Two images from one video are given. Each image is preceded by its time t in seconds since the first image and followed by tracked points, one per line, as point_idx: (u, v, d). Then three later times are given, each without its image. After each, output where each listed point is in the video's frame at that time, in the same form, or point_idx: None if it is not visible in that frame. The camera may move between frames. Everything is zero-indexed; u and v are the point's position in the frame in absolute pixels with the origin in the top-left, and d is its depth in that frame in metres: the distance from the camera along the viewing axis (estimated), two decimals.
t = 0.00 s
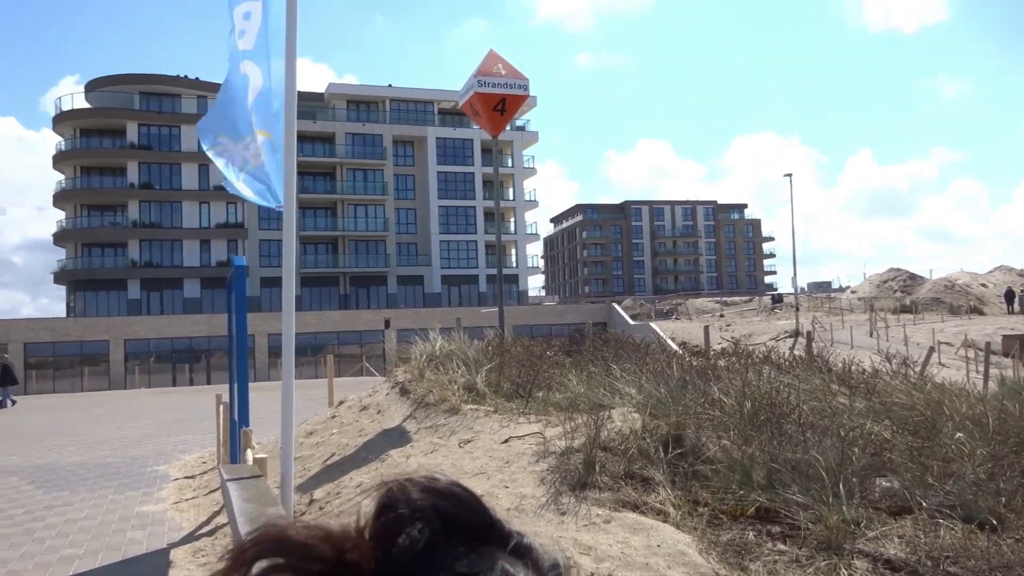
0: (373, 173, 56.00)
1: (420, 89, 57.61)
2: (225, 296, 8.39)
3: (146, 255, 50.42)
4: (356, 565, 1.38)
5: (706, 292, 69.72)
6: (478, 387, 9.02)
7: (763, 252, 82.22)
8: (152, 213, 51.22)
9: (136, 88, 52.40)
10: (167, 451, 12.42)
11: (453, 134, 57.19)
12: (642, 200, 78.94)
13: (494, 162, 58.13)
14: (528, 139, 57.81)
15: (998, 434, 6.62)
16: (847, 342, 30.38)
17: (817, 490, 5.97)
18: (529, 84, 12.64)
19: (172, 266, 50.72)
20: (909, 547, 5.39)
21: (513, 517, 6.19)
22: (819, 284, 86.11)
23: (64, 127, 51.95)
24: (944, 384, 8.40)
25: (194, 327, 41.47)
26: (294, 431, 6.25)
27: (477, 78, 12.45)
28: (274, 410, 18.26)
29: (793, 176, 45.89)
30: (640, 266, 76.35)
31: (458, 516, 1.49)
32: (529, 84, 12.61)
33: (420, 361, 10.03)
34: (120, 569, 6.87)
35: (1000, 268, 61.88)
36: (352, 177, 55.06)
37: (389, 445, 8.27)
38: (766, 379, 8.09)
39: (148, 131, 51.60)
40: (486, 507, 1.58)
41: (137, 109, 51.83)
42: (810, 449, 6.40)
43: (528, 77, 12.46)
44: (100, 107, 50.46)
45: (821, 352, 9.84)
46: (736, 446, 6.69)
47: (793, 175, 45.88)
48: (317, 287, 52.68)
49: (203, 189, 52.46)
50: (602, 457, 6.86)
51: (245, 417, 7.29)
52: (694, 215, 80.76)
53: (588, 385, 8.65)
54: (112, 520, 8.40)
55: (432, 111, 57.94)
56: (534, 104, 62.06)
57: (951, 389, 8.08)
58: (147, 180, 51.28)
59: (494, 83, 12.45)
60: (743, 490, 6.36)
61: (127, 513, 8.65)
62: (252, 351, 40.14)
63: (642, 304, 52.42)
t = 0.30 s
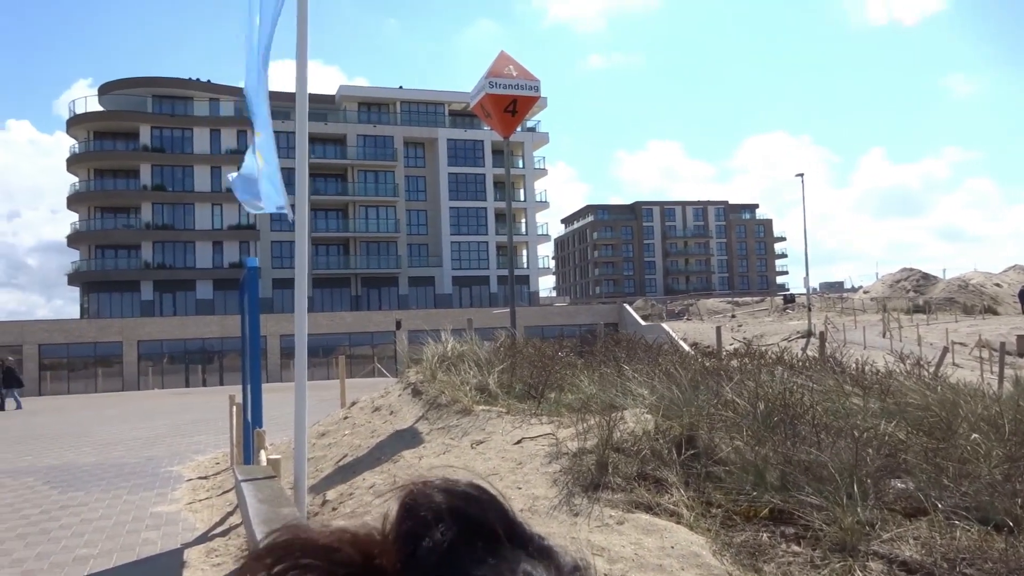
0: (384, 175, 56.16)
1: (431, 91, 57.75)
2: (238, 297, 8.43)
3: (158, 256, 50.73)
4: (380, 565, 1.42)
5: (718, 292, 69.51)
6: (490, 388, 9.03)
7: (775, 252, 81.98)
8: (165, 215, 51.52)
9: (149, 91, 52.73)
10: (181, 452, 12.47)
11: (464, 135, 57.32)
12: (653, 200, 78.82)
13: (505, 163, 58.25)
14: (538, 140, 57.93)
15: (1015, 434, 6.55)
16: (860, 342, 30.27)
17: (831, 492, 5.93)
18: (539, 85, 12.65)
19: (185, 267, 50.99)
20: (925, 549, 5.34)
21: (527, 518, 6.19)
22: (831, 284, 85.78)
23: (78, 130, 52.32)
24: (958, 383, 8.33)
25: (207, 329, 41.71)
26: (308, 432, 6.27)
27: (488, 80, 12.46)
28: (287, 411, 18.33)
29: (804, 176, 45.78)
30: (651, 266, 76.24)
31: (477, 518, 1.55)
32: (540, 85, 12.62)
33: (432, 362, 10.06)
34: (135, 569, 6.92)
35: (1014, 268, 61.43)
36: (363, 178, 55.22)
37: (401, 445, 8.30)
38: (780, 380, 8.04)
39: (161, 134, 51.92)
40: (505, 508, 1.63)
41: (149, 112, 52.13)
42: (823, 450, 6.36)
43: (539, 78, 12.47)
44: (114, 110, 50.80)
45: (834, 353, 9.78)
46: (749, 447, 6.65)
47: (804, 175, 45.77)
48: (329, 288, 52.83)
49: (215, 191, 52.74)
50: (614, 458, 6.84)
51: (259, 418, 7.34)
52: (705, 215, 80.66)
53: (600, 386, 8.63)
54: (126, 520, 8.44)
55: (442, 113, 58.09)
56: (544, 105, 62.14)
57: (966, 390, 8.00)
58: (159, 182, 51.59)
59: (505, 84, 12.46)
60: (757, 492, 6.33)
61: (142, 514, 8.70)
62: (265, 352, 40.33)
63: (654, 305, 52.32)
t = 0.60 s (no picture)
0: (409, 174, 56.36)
1: (456, 89, 57.88)
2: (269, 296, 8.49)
3: (188, 256, 51.37)
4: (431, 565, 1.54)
5: (746, 289, 68.85)
6: (518, 386, 9.02)
7: (804, 248, 81.12)
8: (194, 216, 52.18)
9: (178, 93, 53.40)
10: (213, 450, 12.62)
11: (490, 134, 57.37)
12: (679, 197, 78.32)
13: (531, 160, 58.19)
14: (564, 137, 57.81)
15: None
16: (894, 339, 29.84)
17: (865, 490, 5.85)
18: (565, 82, 12.63)
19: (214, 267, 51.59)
20: (962, 548, 5.25)
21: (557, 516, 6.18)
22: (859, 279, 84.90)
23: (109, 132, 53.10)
24: (995, 380, 8.16)
25: (236, 328, 42.16)
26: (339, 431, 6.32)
27: (514, 78, 12.44)
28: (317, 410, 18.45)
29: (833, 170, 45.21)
30: (678, 263, 75.75)
31: (523, 517, 1.63)
32: (566, 82, 12.60)
33: (460, 360, 10.09)
34: (170, 566, 7.02)
35: None
36: (389, 178, 55.48)
37: (430, 443, 8.33)
38: (810, 378, 7.95)
39: (189, 135, 52.55)
40: (555, 506, 1.71)
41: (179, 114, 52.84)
42: (856, 447, 6.28)
43: (565, 75, 12.44)
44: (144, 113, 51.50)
45: (866, 349, 9.65)
46: (781, 445, 6.57)
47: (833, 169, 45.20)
48: (356, 286, 53.14)
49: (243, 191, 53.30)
50: (644, 456, 6.81)
51: (289, 416, 7.38)
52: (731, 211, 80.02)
53: (629, 383, 8.59)
54: (160, 517, 8.57)
55: (467, 111, 58.18)
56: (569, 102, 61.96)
57: (1003, 386, 7.84)
58: (189, 183, 52.25)
59: (531, 82, 12.44)
60: (789, 489, 6.26)
61: (176, 511, 8.82)
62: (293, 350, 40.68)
63: (681, 302, 51.93)
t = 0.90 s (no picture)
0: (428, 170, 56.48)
1: (473, 84, 57.83)
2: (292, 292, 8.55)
3: (211, 253, 51.84)
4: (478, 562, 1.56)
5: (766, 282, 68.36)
6: (539, 380, 9.02)
7: (825, 240, 80.42)
8: (216, 214, 52.58)
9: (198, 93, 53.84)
10: (237, 445, 12.74)
11: (507, 128, 57.28)
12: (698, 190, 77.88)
13: (549, 155, 58.06)
14: (581, 131, 57.66)
15: None
16: (919, 331, 29.54)
17: (894, 485, 5.78)
18: (583, 75, 12.56)
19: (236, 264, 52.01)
20: (995, 544, 5.19)
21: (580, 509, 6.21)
22: (882, 270, 83.94)
23: (131, 132, 53.63)
24: None
25: (259, 324, 42.47)
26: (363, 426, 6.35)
27: (531, 71, 12.40)
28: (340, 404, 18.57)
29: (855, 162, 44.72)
30: (697, 256, 75.38)
31: (564, 505, 1.64)
32: (583, 75, 12.53)
33: (480, 355, 10.12)
34: (198, 558, 7.13)
35: None
36: (407, 173, 55.61)
37: (452, 437, 8.35)
38: (835, 371, 7.88)
39: (210, 134, 52.97)
40: (598, 498, 1.71)
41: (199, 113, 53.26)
42: (884, 442, 6.21)
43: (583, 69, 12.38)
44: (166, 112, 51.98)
45: (893, 342, 9.54)
46: (806, 439, 6.52)
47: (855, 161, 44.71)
48: (376, 283, 53.38)
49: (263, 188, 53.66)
50: (667, 450, 6.79)
51: (312, 411, 7.42)
52: (751, 204, 79.47)
53: (650, 377, 8.57)
54: (187, 511, 8.66)
55: (485, 106, 58.15)
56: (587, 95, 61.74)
57: None
58: (211, 181, 52.66)
59: (549, 76, 12.38)
60: (815, 484, 6.22)
61: (203, 504, 8.91)
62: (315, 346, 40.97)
63: (701, 295, 51.63)
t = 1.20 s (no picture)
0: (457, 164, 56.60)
1: (504, 79, 57.82)
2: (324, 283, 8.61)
3: (243, 245, 52.39)
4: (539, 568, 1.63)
5: (798, 280, 67.63)
6: (569, 376, 9.01)
7: (858, 238, 79.40)
8: (248, 206, 53.05)
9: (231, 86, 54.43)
10: (268, 435, 12.86)
11: (537, 123, 57.20)
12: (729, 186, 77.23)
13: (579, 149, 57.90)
14: (612, 126, 57.49)
15: None
16: (957, 331, 29.10)
17: (929, 486, 5.67)
18: (617, 70, 12.48)
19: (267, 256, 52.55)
20: None
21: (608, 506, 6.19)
22: (916, 270, 82.63)
23: (166, 125, 54.38)
24: None
25: (289, 316, 42.89)
26: (395, 420, 6.38)
27: (564, 66, 12.35)
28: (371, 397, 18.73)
29: (891, 158, 44.09)
30: (727, 253, 74.83)
31: (627, 506, 1.69)
32: (617, 70, 12.46)
33: (510, 350, 10.13)
34: (230, 547, 7.22)
35: None
36: (437, 168, 55.77)
37: (482, 432, 8.36)
38: (870, 370, 7.76)
39: (243, 127, 53.52)
40: (655, 500, 1.77)
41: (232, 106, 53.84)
42: (919, 442, 6.10)
43: (616, 63, 12.30)
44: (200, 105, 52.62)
45: (929, 341, 9.37)
46: (840, 438, 6.42)
47: (891, 157, 44.07)
48: (405, 276, 53.68)
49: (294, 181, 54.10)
50: (698, 448, 6.75)
51: (344, 404, 7.46)
52: (783, 200, 78.70)
53: (681, 374, 8.51)
54: (218, 500, 8.76)
55: (515, 100, 58.11)
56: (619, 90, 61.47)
57: None
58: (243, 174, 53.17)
59: (582, 70, 12.34)
60: (848, 484, 6.13)
61: (234, 494, 9.01)
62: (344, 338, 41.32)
63: (731, 292, 51.21)
